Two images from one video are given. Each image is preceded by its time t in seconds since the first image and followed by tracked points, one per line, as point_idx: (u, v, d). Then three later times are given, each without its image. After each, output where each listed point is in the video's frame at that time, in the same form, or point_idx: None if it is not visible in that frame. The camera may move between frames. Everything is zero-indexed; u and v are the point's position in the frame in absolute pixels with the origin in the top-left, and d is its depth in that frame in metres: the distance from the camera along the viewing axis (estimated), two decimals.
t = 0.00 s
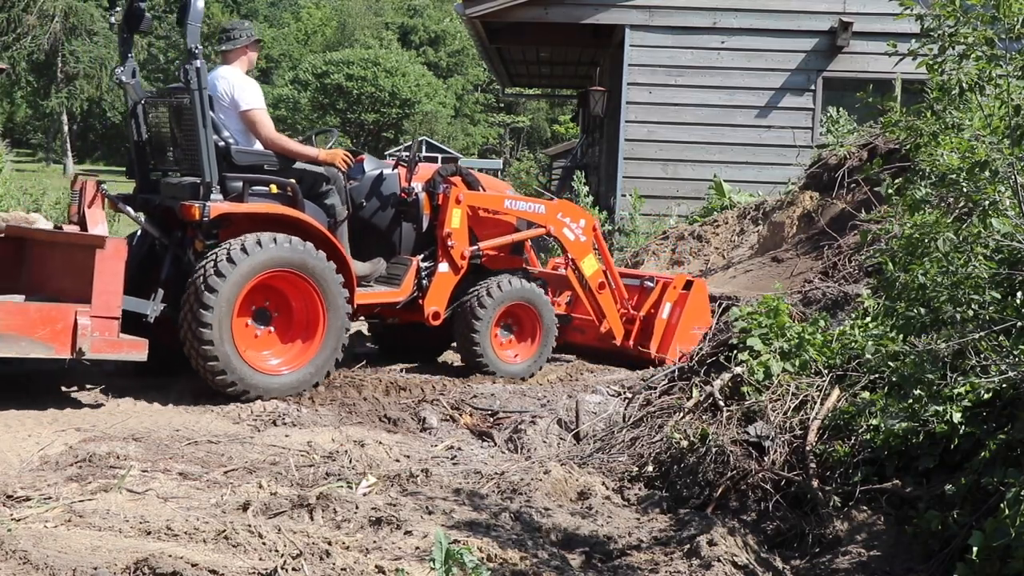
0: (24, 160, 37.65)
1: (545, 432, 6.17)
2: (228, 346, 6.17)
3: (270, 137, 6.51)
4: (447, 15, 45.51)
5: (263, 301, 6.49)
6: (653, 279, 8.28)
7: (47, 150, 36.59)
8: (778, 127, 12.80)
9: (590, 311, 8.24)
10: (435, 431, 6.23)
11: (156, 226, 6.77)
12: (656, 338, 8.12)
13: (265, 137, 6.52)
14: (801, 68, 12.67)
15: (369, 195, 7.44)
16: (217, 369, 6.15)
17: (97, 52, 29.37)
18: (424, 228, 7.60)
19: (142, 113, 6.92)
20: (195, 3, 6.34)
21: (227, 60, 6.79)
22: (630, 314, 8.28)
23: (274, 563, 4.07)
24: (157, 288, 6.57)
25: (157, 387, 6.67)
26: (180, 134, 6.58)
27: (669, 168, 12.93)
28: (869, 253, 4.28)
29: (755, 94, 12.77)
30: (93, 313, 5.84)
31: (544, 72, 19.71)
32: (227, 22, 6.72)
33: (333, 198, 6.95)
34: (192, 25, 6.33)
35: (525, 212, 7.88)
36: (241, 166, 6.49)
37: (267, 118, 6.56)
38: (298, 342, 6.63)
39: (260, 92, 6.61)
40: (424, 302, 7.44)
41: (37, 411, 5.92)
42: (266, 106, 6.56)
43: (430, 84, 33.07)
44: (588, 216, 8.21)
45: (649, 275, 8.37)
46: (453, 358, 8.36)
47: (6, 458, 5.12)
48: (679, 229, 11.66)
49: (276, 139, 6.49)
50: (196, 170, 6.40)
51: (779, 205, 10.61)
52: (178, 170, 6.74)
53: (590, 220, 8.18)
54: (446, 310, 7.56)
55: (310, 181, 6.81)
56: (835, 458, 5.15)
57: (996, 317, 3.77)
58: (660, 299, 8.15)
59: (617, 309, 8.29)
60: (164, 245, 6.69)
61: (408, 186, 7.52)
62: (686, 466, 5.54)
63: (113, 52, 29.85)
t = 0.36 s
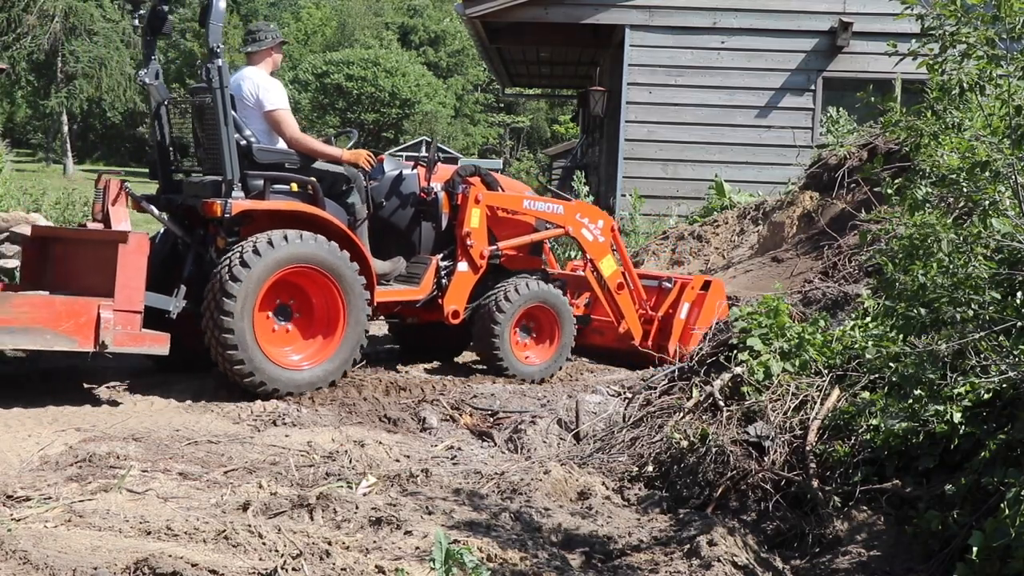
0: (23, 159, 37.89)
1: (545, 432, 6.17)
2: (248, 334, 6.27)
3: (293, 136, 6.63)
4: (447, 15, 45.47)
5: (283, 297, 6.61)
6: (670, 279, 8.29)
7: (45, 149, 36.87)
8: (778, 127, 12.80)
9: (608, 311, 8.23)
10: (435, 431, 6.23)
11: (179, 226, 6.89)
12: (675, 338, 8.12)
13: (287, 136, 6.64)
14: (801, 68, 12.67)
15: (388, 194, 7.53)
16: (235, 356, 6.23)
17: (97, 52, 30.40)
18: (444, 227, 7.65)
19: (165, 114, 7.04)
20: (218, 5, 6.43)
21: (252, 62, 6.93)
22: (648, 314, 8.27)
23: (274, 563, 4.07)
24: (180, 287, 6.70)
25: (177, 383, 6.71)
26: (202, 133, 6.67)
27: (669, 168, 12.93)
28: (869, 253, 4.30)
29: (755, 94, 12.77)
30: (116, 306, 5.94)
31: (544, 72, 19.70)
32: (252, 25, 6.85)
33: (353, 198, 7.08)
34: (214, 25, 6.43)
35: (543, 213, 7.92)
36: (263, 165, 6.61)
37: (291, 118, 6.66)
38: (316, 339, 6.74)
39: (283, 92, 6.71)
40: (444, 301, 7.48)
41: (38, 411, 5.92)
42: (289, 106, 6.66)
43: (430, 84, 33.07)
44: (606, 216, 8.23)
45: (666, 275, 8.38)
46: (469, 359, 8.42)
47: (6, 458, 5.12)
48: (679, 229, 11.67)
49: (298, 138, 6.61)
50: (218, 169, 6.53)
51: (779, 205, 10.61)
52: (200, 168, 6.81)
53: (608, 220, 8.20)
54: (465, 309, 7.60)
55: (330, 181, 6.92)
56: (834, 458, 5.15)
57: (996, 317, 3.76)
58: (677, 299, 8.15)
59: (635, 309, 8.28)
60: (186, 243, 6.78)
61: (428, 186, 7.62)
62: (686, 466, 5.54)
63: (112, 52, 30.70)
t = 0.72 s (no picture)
0: (23, 158, 38.08)
1: (545, 432, 6.17)
2: (267, 322, 6.28)
3: (310, 137, 6.66)
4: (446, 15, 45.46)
5: (303, 293, 6.64)
6: (686, 278, 8.27)
7: (45, 148, 37.08)
8: (778, 127, 12.80)
9: (625, 311, 8.19)
10: (435, 431, 6.23)
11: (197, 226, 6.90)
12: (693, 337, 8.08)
13: (304, 136, 6.66)
14: (801, 68, 12.67)
15: (406, 193, 7.50)
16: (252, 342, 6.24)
17: (98, 52, 31.37)
18: (461, 226, 7.69)
19: (185, 116, 7.10)
20: (235, 6, 6.53)
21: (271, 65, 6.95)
22: (664, 313, 8.23)
23: (274, 563, 4.07)
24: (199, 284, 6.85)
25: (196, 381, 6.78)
26: (221, 135, 6.74)
27: (669, 168, 12.93)
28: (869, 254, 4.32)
29: (755, 94, 12.77)
30: (135, 303, 5.91)
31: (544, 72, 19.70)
32: (270, 27, 6.82)
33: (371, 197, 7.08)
34: (234, 25, 6.54)
35: (560, 212, 7.93)
36: (282, 164, 6.64)
37: (309, 119, 6.69)
38: (331, 338, 6.77)
39: (301, 93, 6.73)
40: (461, 299, 7.55)
41: (39, 411, 5.92)
42: (307, 109, 6.69)
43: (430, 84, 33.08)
44: (622, 216, 8.21)
45: (682, 274, 8.36)
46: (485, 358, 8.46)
47: (6, 458, 5.12)
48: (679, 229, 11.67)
49: (315, 138, 6.64)
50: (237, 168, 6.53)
51: (779, 205, 10.63)
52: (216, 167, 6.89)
53: (625, 220, 8.17)
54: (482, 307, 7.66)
55: (349, 180, 6.96)
56: (835, 458, 5.15)
57: (996, 317, 3.76)
58: (694, 299, 8.15)
59: (652, 309, 8.24)
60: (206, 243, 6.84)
61: (445, 186, 7.60)
62: (686, 466, 5.53)
63: (112, 53, 31.71)
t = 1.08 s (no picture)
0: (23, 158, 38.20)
1: (545, 432, 6.17)
2: (288, 308, 6.34)
3: (329, 134, 6.76)
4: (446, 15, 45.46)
5: (326, 291, 6.70)
6: (701, 278, 8.29)
7: (46, 148, 37.23)
8: (778, 127, 12.80)
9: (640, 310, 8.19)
10: (435, 431, 6.23)
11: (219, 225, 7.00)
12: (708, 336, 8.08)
13: (324, 135, 6.77)
14: (801, 68, 12.67)
15: (425, 193, 7.48)
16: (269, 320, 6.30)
17: (98, 52, 31.53)
18: (479, 225, 7.74)
19: (205, 116, 7.17)
20: (258, 8, 6.62)
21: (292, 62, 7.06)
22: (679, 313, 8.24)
23: (274, 563, 4.06)
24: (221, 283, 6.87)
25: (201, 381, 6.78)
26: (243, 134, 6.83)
27: (669, 168, 12.93)
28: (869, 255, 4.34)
29: (755, 94, 12.77)
30: (159, 303, 5.96)
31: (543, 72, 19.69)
32: (292, 26, 6.97)
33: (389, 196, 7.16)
34: (257, 26, 6.65)
35: (576, 212, 7.95)
36: (303, 163, 6.74)
37: (328, 116, 6.79)
38: (348, 340, 6.81)
39: (322, 91, 6.85)
40: (479, 297, 7.56)
41: (40, 411, 5.92)
42: (328, 105, 6.80)
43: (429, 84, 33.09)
44: (638, 215, 8.22)
45: (696, 274, 8.38)
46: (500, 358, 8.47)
47: (6, 458, 5.12)
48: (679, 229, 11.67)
49: (335, 136, 6.74)
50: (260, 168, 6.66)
51: (779, 205, 10.63)
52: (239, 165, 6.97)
53: (640, 220, 8.19)
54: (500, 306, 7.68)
55: (369, 178, 7.03)
56: (835, 458, 5.15)
57: (996, 317, 3.77)
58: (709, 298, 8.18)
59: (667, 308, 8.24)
60: (228, 241, 6.93)
61: (463, 185, 7.66)
62: (686, 466, 5.52)
63: (112, 53, 31.87)
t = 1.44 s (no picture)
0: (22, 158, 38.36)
1: (545, 432, 6.17)
2: (306, 311, 6.39)
3: (344, 136, 6.85)
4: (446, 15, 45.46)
5: (344, 291, 6.75)
6: (711, 278, 8.35)
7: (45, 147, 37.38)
8: (778, 127, 12.80)
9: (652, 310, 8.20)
10: (435, 431, 6.23)
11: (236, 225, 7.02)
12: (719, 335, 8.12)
13: (339, 137, 6.87)
14: (801, 68, 12.67)
15: (439, 193, 7.53)
16: (287, 322, 6.35)
17: (98, 52, 31.78)
18: (494, 225, 7.78)
19: (222, 117, 7.28)
20: (276, 10, 6.71)
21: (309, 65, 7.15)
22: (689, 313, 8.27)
23: (274, 563, 4.06)
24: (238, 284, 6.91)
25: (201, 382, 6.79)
26: (259, 135, 6.84)
27: (669, 168, 12.93)
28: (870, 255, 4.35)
29: (755, 94, 12.77)
30: (180, 305, 6.03)
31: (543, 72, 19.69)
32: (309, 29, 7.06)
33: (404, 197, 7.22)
34: (274, 29, 6.70)
35: (588, 212, 7.97)
36: (320, 165, 6.80)
37: (343, 119, 6.89)
38: (365, 340, 6.86)
39: (338, 94, 6.93)
40: (495, 297, 7.59)
41: (40, 411, 5.93)
42: (344, 108, 6.89)
43: (429, 85, 33.11)
44: (650, 216, 8.25)
45: (706, 274, 8.42)
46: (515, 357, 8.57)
47: (6, 458, 5.12)
48: (679, 229, 11.68)
49: (350, 139, 6.85)
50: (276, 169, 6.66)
51: (779, 205, 10.65)
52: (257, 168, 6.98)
53: (651, 220, 8.22)
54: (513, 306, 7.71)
55: (384, 179, 7.11)
56: (835, 458, 5.15)
57: (996, 317, 3.77)
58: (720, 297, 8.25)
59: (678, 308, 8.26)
60: (245, 243, 6.95)
61: (478, 185, 7.66)
62: (686, 466, 5.52)
63: (112, 53, 32.07)
